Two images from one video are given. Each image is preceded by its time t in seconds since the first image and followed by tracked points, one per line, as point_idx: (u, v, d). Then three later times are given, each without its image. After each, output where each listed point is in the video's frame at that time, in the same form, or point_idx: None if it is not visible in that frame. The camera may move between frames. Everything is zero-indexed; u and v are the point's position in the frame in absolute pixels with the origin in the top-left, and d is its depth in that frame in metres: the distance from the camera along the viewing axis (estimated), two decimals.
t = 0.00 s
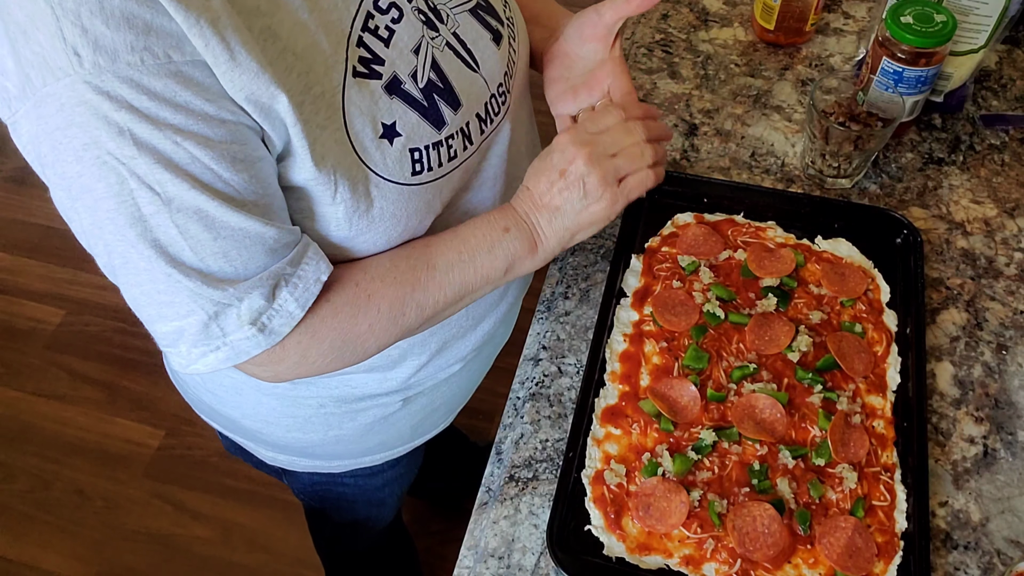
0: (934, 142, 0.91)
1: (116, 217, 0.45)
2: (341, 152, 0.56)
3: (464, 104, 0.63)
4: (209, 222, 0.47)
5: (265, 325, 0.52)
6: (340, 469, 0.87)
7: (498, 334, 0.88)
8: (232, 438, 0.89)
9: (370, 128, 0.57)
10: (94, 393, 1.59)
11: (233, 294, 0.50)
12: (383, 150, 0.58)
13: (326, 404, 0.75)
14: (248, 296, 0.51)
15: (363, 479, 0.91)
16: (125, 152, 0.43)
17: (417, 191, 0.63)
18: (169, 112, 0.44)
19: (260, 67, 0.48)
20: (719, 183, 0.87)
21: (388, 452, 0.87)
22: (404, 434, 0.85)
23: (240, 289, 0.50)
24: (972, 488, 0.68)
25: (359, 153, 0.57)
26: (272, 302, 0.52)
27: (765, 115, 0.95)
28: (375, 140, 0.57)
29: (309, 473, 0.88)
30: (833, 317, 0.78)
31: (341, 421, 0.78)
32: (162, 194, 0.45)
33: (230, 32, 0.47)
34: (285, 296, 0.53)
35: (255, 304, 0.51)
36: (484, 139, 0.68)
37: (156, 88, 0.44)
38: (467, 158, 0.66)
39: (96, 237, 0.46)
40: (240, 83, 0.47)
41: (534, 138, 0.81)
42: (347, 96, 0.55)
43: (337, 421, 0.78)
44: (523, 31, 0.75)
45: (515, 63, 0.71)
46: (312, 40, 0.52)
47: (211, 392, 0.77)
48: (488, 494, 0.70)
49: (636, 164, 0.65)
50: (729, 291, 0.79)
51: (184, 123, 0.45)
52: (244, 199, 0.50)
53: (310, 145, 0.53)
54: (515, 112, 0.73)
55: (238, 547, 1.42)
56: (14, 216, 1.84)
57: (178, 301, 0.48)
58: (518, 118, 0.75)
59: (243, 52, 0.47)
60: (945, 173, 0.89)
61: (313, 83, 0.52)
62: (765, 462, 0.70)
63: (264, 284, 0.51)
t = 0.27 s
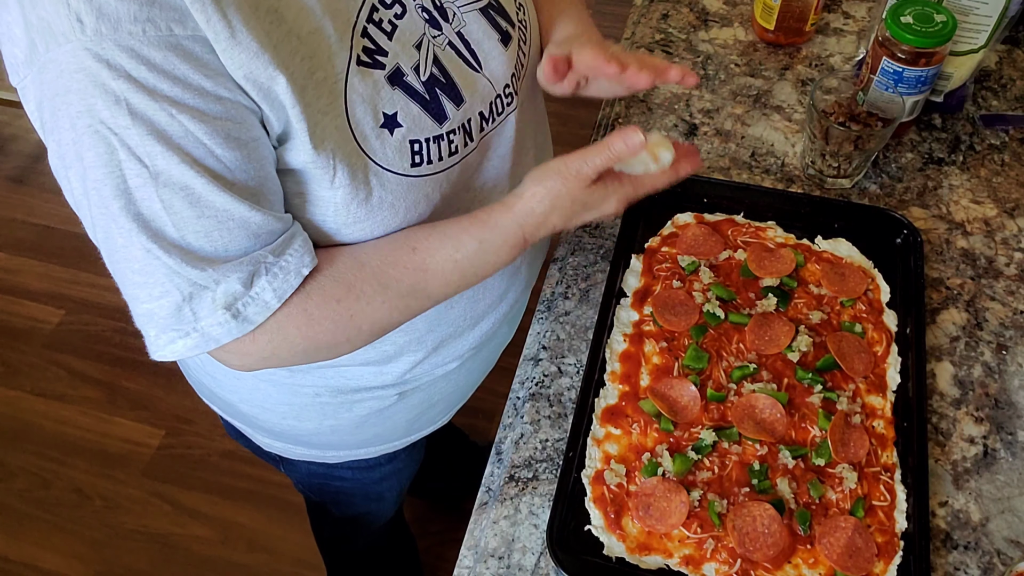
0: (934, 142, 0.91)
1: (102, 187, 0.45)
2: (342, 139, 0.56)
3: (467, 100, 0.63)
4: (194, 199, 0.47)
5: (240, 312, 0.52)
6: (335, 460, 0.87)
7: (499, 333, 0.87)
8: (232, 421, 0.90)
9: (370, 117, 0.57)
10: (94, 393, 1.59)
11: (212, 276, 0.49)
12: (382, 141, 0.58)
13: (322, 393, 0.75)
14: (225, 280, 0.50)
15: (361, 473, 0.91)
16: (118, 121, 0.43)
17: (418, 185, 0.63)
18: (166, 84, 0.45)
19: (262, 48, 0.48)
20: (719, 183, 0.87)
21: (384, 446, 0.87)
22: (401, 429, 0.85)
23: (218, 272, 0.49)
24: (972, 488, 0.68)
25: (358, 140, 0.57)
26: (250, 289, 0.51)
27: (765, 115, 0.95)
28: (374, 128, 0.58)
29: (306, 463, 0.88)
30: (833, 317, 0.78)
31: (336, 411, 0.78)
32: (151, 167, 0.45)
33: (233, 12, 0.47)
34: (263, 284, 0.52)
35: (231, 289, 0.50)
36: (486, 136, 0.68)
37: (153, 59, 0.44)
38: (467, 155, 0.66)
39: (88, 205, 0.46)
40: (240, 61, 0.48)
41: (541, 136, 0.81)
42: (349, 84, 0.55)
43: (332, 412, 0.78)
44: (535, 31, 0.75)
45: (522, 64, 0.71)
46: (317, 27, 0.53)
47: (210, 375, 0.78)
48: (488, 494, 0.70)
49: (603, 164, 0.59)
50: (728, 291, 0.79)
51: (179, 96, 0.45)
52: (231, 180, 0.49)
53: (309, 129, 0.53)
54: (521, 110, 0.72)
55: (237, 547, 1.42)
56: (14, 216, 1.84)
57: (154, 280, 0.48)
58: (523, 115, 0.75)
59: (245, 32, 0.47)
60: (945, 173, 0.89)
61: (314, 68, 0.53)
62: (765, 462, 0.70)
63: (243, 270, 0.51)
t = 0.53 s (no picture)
0: (934, 142, 0.91)
1: (96, 184, 0.46)
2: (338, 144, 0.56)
3: (470, 107, 0.63)
4: (187, 197, 0.48)
5: (234, 307, 0.53)
6: (328, 460, 0.88)
7: (497, 338, 0.87)
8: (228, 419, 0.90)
9: (369, 121, 0.57)
10: (93, 393, 1.59)
11: (205, 273, 0.51)
12: (382, 144, 0.58)
13: (315, 392, 0.76)
14: (218, 277, 0.51)
15: (354, 472, 0.91)
16: (112, 120, 0.44)
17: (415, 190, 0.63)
18: (159, 84, 0.46)
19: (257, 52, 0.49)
20: (719, 183, 0.87)
21: (377, 446, 0.87)
22: (393, 429, 0.85)
23: (212, 268, 0.51)
24: (972, 488, 0.68)
25: (357, 144, 0.57)
26: (243, 285, 0.53)
27: (765, 115, 0.95)
28: (374, 132, 0.57)
29: (298, 461, 0.89)
30: (833, 317, 0.78)
31: (329, 410, 0.78)
32: (144, 165, 0.46)
33: (229, 15, 0.48)
34: (257, 281, 0.54)
35: (225, 285, 0.52)
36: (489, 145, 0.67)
37: (149, 60, 0.45)
38: (469, 163, 0.66)
39: (80, 200, 0.47)
40: (235, 64, 0.49)
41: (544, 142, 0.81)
42: (347, 88, 0.55)
43: (324, 410, 0.78)
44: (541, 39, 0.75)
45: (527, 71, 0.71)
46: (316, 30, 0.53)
47: (205, 372, 0.79)
48: (488, 494, 0.70)
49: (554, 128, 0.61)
50: (729, 291, 0.79)
51: (174, 95, 0.46)
52: (225, 179, 0.50)
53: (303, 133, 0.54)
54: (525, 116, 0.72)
55: (237, 548, 1.42)
56: (14, 217, 1.84)
57: (148, 275, 0.49)
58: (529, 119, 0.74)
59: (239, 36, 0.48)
60: (945, 173, 0.89)
61: (311, 70, 0.53)
62: (765, 462, 0.70)
63: (236, 266, 0.52)
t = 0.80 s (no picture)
0: (934, 142, 0.91)
1: (65, 207, 0.45)
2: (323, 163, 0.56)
3: (460, 118, 0.63)
4: (153, 226, 0.47)
5: (200, 330, 0.53)
6: (326, 472, 0.88)
7: (495, 347, 0.87)
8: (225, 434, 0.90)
9: (357, 137, 0.57)
10: (93, 394, 1.59)
11: (170, 298, 0.50)
12: (371, 159, 0.58)
13: (313, 404, 0.76)
14: (184, 301, 0.51)
15: (352, 481, 0.91)
16: (79, 148, 0.44)
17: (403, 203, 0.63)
18: (130, 113, 0.45)
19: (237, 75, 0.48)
20: (719, 183, 0.87)
21: (376, 457, 0.87)
22: (392, 441, 0.85)
23: (177, 293, 0.50)
24: (972, 488, 0.68)
25: (346, 160, 0.57)
26: (210, 310, 0.53)
27: (765, 115, 0.95)
28: (362, 148, 0.57)
29: (296, 473, 0.88)
30: (833, 317, 0.78)
31: (327, 423, 0.78)
32: (111, 195, 0.45)
33: (209, 37, 0.47)
34: (224, 307, 0.53)
35: (189, 311, 0.51)
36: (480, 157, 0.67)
37: (120, 88, 0.44)
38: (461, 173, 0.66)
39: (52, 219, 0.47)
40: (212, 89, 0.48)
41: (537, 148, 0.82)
42: (333, 105, 0.55)
43: (323, 423, 0.78)
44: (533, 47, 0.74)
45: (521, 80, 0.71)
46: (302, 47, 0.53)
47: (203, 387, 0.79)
48: (488, 494, 0.70)
49: (503, 122, 0.56)
50: (728, 291, 0.79)
51: (143, 124, 0.45)
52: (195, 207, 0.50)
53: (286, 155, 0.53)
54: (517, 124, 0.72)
55: (237, 549, 1.43)
56: (13, 217, 1.84)
57: (116, 298, 0.49)
58: (523, 130, 0.75)
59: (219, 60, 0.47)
60: (945, 173, 0.89)
61: (295, 90, 0.53)
62: (765, 462, 0.70)
63: (201, 295, 0.52)
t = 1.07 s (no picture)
0: (934, 142, 0.91)
1: (63, 253, 0.44)
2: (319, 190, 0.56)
3: (452, 135, 0.63)
4: (155, 265, 0.47)
5: (209, 367, 0.53)
6: (329, 489, 0.88)
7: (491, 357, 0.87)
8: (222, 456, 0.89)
9: (350, 162, 0.57)
10: (93, 393, 1.59)
11: (176, 337, 0.50)
12: (364, 183, 0.58)
13: (316, 427, 0.75)
14: (191, 339, 0.50)
15: (354, 495, 0.91)
16: (74, 191, 0.43)
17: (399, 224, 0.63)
18: (124, 151, 0.44)
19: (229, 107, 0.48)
20: (719, 183, 0.87)
21: (379, 471, 0.87)
22: (396, 455, 0.86)
23: (183, 331, 0.50)
24: (972, 488, 0.68)
25: (339, 186, 0.57)
26: (217, 346, 0.52)
27: (765, 115, 0.95)
28: (355, 173, 0.57)
29: (298, 491, 0.88)
30: (833, 317, 0.78)
31: (331, 443, 0.78)
32: (110, 237, 0.45)
33: (199, 70, 0.46)
34: (231, 341, 0.53)
35: (198, 348, 0.51)
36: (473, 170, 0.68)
37: (112, 127, 0.43)
38: (454, 190, 0.67)
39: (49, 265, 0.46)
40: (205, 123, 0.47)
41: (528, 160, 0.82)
42: (325, 131, 0.55)
43: (328, 443, 0.78)
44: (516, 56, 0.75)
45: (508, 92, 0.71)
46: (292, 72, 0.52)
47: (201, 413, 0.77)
48: (488, 494, 0.70)
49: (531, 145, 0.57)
50: (729, 291, 0.79)
51: (139, 163, 0.45)
52: (195, 243, 0.49)
53: (281, 183, 0.53)
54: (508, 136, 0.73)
55: (237, 549, 1.42)
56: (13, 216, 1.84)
57: (119, 341, 0.48)
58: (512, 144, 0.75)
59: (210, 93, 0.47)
60: (945, 173, 0.89)
61: (289, 117, 0.52)
62: (765, 462, 0.70)
63: (209, 331, 0.51)
